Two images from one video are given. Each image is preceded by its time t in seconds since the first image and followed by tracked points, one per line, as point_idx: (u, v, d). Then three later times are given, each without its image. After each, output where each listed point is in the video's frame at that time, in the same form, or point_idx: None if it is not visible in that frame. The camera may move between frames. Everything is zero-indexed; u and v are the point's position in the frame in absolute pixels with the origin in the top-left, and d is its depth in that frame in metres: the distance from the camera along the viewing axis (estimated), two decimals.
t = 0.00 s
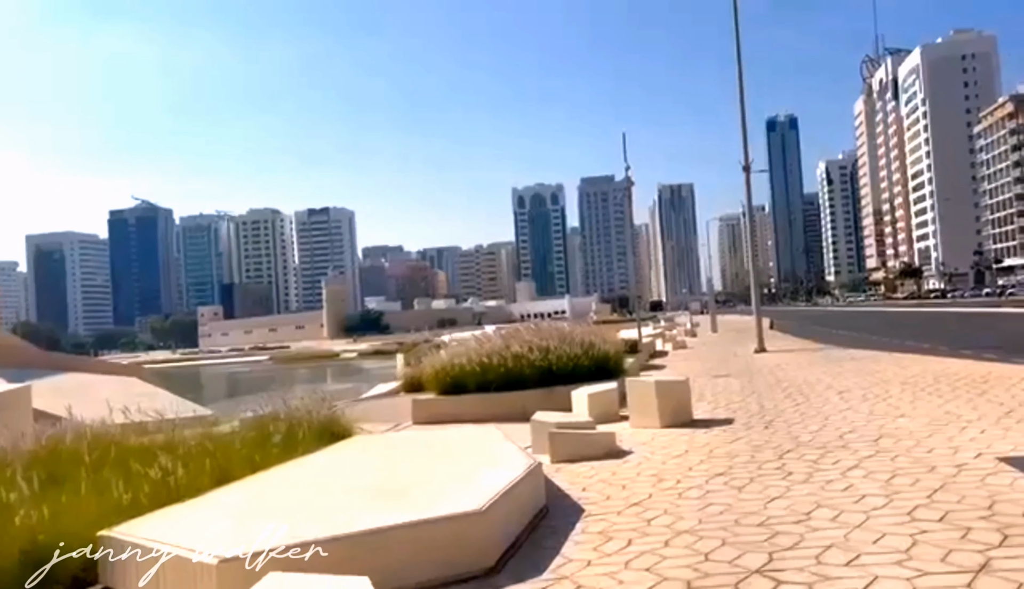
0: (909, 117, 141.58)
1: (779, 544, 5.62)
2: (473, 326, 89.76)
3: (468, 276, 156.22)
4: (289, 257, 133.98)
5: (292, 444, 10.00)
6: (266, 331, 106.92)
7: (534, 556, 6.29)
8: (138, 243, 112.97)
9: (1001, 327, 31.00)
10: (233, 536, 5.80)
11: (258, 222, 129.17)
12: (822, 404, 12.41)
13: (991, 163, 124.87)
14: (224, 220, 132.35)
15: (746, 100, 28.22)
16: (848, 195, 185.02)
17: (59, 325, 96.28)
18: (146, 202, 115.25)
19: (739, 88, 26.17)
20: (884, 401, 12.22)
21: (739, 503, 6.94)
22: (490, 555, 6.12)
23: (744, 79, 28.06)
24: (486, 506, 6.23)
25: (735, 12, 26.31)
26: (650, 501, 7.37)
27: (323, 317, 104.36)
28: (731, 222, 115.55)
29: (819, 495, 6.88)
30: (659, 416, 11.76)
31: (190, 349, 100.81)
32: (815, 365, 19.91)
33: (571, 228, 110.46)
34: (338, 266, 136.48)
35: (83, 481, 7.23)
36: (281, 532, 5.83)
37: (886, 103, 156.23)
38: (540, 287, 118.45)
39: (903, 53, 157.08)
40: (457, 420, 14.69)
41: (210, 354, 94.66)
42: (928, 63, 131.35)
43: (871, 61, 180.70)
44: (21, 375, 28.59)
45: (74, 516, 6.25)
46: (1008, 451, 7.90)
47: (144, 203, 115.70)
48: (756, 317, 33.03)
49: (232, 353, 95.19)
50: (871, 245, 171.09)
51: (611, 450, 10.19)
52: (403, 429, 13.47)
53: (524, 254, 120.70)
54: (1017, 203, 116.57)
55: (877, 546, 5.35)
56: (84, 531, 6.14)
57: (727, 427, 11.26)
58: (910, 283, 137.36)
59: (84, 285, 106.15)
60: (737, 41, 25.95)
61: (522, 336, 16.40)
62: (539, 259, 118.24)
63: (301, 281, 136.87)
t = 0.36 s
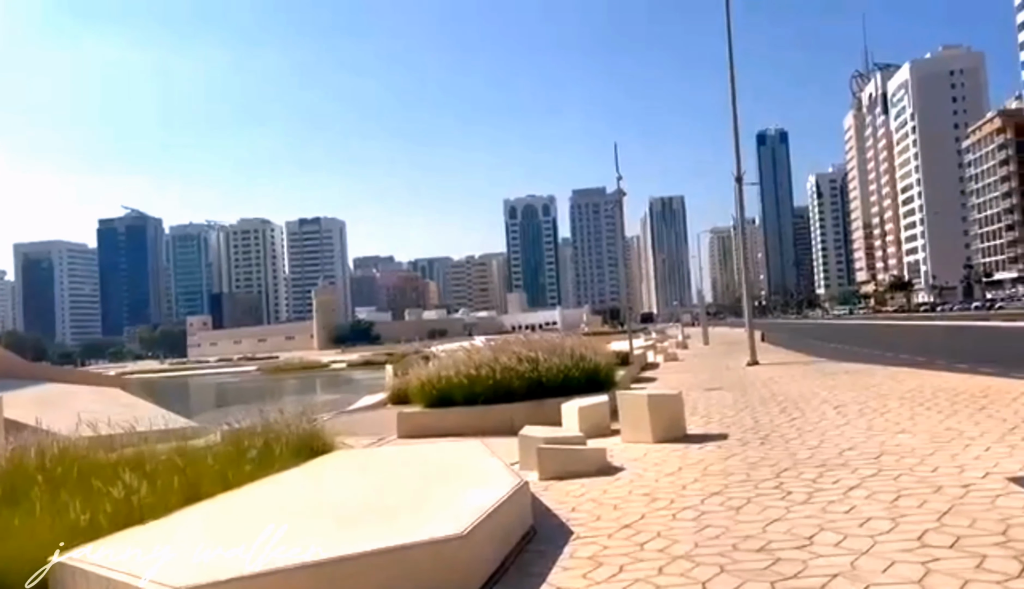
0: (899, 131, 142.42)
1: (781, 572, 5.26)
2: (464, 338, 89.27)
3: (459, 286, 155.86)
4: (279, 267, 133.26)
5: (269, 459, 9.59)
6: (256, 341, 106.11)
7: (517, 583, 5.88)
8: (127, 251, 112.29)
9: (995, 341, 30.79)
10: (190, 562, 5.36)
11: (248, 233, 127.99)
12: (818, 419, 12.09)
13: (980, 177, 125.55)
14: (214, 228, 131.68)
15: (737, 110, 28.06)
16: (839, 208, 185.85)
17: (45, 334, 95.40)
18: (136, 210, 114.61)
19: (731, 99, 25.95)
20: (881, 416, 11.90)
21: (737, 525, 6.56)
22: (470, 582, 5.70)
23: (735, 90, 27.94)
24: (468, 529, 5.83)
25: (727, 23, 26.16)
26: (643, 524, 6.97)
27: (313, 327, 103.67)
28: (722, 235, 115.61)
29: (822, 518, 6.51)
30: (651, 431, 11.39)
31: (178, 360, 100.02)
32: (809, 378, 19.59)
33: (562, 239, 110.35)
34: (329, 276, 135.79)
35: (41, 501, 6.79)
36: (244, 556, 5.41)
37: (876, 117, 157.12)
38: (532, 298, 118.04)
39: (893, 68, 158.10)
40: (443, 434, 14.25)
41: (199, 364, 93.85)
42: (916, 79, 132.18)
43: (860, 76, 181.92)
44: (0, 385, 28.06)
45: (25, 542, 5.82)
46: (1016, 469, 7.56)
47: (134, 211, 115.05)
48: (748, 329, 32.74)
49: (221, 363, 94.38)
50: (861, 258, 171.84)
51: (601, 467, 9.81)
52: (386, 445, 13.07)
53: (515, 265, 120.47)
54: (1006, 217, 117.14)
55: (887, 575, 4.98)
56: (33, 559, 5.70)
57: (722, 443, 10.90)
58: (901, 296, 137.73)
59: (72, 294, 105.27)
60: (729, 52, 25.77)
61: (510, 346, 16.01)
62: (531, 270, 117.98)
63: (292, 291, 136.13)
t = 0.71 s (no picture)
0: (883, 150, 143.56)
1: None
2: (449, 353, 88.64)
3: (446, 301, 155.11)
4: (265, 281, 132.23)
5: (236, 481, 9.09)
6: (239, 354, 104.96)
7: None
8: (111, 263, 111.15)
9: (983, 361, 30.60)
10: None
11: (234, 245, 127.40)
12: (812, 442, 11.69)
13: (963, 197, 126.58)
14: (199, 241, 130.65)
15: (726, 128, 27.85)
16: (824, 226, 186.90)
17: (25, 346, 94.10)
18: (121, 221, 113.48)
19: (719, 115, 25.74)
20: (877, 438, 11.50)
21: (730, 560, 6.12)
22: None
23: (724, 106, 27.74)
24: (442, 564, 5.39)
25: (717, 40, 25.99)
26: (631, 557, 6.51)
27: (297, 341, 102.70)
28: (708, 251, 115.61)
29: (822, 551, 6.09)
30: (640, 453, 10.92)
31: (160, 373, 98.86)
32: (799, 398, 19.21)
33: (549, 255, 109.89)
34: (314, 289, 134.78)
35: None
36: None
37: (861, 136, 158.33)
38: (518, 313, 117.59)
39: (878, 88, 159.48)
40: (425, 455, 13.73)
41: (181, 378, 92.70)
42: (901, 100, 133.34)
43: (845, 96, 183.58)
44: None
45: None
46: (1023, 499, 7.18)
47: (119, 222, 113.91)
48: (735, 346, 32.42)
49: (203, 376, 93.26)
50: (846, 276, 172.68)
51: (587, 491, 9.35)
52: (363, 466, 12.56)
53: (502, 280, 120.09)
54: (989, 237, 118.16)
55: None
56: None
57: (712, 466, 10.48)
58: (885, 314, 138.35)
59: (54, 306, 104.11)
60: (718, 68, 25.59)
61: (494, 363, 15.50)
62: (517, 285, 117.57)
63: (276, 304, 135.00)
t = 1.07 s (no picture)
0: (866, 165, 144.73)
1: None
2: (432, 364, 87.92)
3: (430, 312, 154.54)
4: (247, 291, 130.84)
5: (196, 498, 8.57)
6: (220, 364, 103.63)
7: None
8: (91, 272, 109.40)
9: (966, 376, 30.48)
10: None
11: (217, 255, 126.66)
12: (802, 457, 11.31)
13: (944, 213, 127.70)
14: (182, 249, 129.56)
15: (713, 137, 27.69)
16: (807, 240, 187.90)
17: None
18: (104, 230, 111.31)
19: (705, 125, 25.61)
20: (868, 454, 11.16)
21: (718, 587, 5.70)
22: None
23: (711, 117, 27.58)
24: None
25: (703, 52, 25.91)
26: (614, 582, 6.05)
27: (279, 351, 101.61)
28: (692, 265, 115.75)
29: (819, 577, 5.66)
30: (624, 469, 10.47)
31: (138, 383, 97.50)
32: (785, 412, 18.88)
33: (534, 267, 109.57)
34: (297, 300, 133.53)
35: None
36: None
37: (844, 152, 159.55)
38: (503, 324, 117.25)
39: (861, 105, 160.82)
40: (402, 468, 13.22)
41: (159, 388, 91.43)
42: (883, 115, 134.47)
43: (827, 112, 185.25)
44: None
45: None
46: None
47: (102, 231, 111.71)
48: (719, 359, 32.14)
49: (183, 386, 92.01)
50: (829, 290, 173.66)
51: (568, 510, 8.89)
52: (336, 482, 12.08)
53: (486, 291, 119.64)
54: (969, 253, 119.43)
55: None
56: None
57: (699, 483, 10.08)
58: (868, 329, 139.23)
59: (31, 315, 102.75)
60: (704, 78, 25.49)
61: (474, 374, 15.03)
62: (502, 297, 117.06)
63: (259, 314, 133.64)
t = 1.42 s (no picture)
0: (850, 176, 145.73)
1: None
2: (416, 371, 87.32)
3: (415, 318, 153.97)
4: (231, 295, 129.64)
5: (161, 507, 8.16)
6: (202, 369, 102.50)
7: None
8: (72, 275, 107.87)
9: (950, 386, 30.37)
10: None
11: (201, 258, 125.52)
12: (792, 467, 11.01)
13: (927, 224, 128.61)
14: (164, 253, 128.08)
15: (700, 144, 27.52)
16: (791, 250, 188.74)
17: None
18: (84, 231, 109.70)
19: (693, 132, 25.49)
20: (859, 464, 10.88)
21: None
22: None
23: (699, 123, 27.40)
24: None
25: (691, 58, 25.75)
26: None
27: (262, 356, 100.66)
28: (677, 273, 115.79)
29: None
30: (609, 479, 10.10)
31: (119, 387, 96.28)
32: (773, 420, 18.61)
33: (520, 274, 109.24)
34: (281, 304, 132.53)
35: None
36: None
37: (828, 163, 160.55)
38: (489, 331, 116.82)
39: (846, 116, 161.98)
40: (380, 477, 12.78)
41: (139, 392, 90.27)
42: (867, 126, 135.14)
43: (812, 123, 186.52)
44: None
45: None
46: None
47: (83, 232, 110.15)
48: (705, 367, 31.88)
49: (165, 391, 90.88)
50: (812, 300, 174.51)
51: (552, 522, 8.49)
52: (311, 491, 11.64)
53: (472, 298, 119.16)
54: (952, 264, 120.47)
55: None
56: None
57: (689, 493, 9.72)
58: (851, 338, 139.95)
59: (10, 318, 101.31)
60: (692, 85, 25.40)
61: (455, 379, 14.55)
62: (488, 303, 116.65)
63: (242, 319, 132.53)
